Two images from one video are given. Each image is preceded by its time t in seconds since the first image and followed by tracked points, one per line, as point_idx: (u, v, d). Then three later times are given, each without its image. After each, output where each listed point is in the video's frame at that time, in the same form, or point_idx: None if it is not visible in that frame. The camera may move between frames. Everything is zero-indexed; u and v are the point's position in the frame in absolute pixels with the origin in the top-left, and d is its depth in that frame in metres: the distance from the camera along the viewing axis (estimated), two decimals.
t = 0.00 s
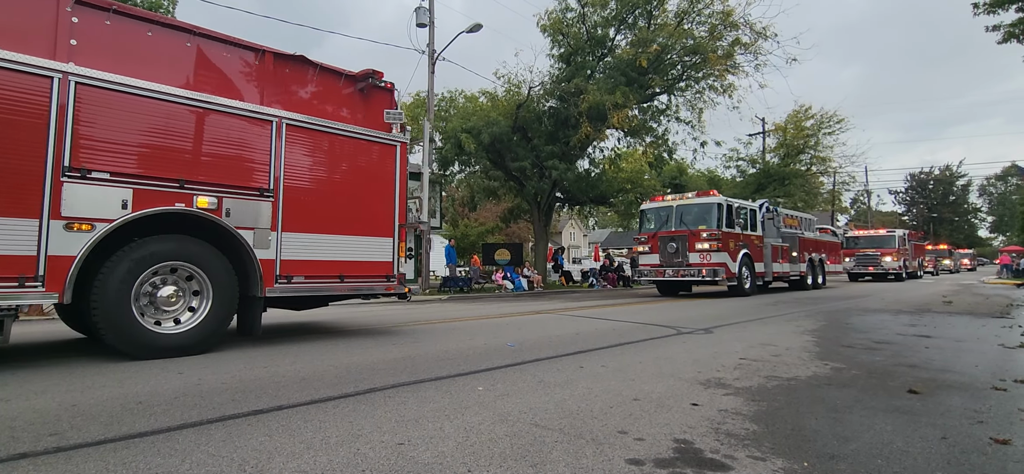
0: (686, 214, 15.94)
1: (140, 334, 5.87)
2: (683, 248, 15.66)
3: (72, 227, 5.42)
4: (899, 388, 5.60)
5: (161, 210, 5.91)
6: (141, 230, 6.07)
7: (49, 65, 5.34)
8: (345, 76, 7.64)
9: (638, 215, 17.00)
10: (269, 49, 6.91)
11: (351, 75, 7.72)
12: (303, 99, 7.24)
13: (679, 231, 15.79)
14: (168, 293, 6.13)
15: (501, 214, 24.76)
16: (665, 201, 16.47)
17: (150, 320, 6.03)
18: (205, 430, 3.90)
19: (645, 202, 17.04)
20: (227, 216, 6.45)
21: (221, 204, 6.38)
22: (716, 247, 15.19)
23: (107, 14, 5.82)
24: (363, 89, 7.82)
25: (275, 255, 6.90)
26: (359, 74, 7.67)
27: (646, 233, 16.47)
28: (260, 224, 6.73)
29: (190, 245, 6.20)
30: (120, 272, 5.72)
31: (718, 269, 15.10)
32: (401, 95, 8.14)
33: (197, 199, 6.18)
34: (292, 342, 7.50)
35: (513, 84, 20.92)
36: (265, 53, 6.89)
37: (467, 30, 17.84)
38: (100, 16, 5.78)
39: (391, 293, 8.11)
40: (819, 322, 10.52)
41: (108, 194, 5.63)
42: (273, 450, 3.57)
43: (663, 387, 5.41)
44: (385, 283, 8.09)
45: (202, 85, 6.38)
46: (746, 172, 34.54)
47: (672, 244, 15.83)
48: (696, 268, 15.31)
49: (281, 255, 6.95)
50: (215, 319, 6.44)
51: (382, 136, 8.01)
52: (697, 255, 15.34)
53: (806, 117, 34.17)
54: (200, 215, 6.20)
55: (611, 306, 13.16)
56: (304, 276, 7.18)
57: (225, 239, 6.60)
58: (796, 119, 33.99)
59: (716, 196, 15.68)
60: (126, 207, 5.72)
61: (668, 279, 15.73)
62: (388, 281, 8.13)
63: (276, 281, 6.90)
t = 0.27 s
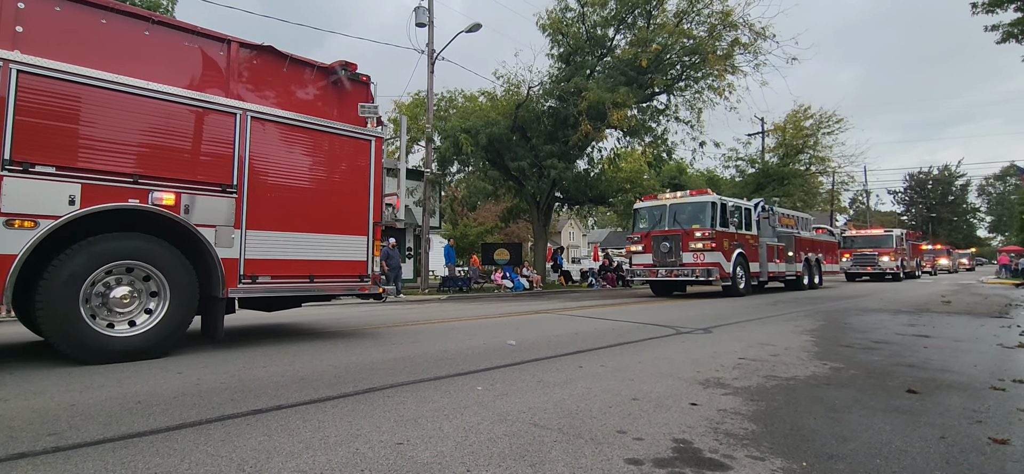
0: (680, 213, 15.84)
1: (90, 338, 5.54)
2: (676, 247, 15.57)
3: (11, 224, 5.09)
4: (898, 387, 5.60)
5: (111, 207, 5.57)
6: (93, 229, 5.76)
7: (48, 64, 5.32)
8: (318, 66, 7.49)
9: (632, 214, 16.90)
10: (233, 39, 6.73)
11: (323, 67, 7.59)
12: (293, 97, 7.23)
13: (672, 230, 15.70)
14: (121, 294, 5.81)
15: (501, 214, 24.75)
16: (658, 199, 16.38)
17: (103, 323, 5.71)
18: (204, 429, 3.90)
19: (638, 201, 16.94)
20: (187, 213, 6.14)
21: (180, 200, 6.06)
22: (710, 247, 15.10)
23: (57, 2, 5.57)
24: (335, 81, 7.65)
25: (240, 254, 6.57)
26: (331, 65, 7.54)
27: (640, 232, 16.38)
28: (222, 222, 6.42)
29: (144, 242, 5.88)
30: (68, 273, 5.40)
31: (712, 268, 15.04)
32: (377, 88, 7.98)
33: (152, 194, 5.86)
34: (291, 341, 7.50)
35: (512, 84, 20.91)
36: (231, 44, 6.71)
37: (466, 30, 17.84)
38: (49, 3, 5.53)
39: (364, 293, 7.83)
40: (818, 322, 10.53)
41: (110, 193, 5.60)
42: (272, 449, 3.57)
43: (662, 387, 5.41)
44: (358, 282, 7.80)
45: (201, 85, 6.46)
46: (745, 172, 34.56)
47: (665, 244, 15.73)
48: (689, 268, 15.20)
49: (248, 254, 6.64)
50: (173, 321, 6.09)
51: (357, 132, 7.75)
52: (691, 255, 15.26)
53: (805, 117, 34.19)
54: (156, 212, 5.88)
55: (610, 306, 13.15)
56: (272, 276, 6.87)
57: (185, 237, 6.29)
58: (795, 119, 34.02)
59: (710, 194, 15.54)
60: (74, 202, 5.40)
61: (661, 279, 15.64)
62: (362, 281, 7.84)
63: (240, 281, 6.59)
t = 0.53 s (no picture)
0: (674, 212, 15.71)
1: (40, 342, 5.29)
2: (670, 247, 15.45)
3: None
4: (898, 387, 5.60)
5: (61, 203, 5.30)
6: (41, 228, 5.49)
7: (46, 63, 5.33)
8: (290, 59, 7.18)
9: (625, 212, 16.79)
10: (196, 28, 6.42)
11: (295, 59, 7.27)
12: (286, 92, 7.16)
13: (666, 229, 15.58)
14: (70, 295, 5.54)
15: (500, 214, 24.75)
16: (652, 198, 16.27)
17: (52, 325, 5.43)
18: (203, 429, 3.89)
19: (632, 199, 16.82)
20: (142, 210, 5.87)
21: (135, 196, 5.80)
22: (703, 247, 14.97)
23: None
24: (308, 73, 7.36)
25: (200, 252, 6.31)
26: (303, 56, 7.23)
27: (633, 231, 16.26)
28: (181, 219, 6.16)
29: (95, 240, 5.61)
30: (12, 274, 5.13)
31: (706, 268, 14.88)
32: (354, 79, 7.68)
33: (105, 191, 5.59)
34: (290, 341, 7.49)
35: (512, 83, 20.90)
36: (194, 33, 6.41)
37: (465, 29, 17.82)
38: None
39: (337, 294, 7.53)
40: (818, 321, 10.54)
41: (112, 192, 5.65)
42: (272, 449, 3.56)
43: (662, 386, 5.41)
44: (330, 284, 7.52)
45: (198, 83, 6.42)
46: (745, 172, 34.58)
47: (658, 243, 15.59)
48: (683, 268, 15.09)
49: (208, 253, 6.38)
50: (128, 322, 5.83)
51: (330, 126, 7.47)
52: (685, 254, 15.14)
53: (804, 117, 34.21)
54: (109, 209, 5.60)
55: (609, 306, 13.15)
56: (235, 276, 6.60)
57: (141, 234, 6.02)
58: (795, 119, 34.04)
59: (704, 193, 15.43)
60: (17, 198, 5.10)
61: (654, 279, 15.49)
62: (334, 282, 7.54)
63: (201, 281, 6.32)
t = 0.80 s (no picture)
0: (667, 211, 15.55)
1: None
2: (663, 246, 15.25)
3: None
4: (897, 387, 5.60)
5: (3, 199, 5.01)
6: None
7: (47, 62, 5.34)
8: (258, 49, 7.01)
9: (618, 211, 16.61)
10: (157, 16, 6.20)
11: (264, 50, 7.10)
12: (278, 90, 7.20)
13: (659, 228, 15.37)
14: (15, 296, 5.25)
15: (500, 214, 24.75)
16: (645, 197, 16.07)
17: None
18: (202, 429, 3.89)
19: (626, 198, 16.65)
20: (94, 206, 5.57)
21: (86, 192, 5.50)
22: (697, 246, 14.80)
23: None
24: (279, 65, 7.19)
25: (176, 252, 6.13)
26: (273, 47, 7.07)
27: (626, 230, 16.03)
28: (138, 215, 5.86)
29: (38, 236, 5.33)
30: None
31: (699, 268, 14.74)
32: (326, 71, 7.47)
33: (53, 186, 5.30)
34: (289, 341, 7.48)
35: (511, 83, 20.90)
36: (156, 23, 6.19)
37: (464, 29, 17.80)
38: None
39: (309, 294, 7.25)
40: (817, 321, 10.54)
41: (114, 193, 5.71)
42: (271, 449, 3.56)
43: (661, 386, 5.42)
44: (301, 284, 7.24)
45: (197, 81, 6.47)
46: (744, 172, 34.58)
47: (651, 243, 15.41)
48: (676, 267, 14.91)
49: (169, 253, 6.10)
50: (80, 320, 5.55)
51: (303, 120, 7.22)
52: (678, 254, 14.98)
53: (803, 117, 34.22)
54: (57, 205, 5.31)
55: (608, 305, 13.14)
56: (198, 277, 6.33)
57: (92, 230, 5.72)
58: (794, 119, 34.06)
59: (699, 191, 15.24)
60: None
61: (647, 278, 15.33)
62: (305, 282, 7.25)
63: (159, 281, 6.02)
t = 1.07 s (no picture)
0: (660, 210, 15.35)
1: None
2: (657, 246, 15.07)
3: None
4: (896, 387, 5.60)
5: None
6: None
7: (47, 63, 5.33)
8: (226, 39, 6.77)
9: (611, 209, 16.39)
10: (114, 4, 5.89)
11: (231, 40, 6.84)
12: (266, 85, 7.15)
13: (652, 227, 15.21)
14: None
15: (499, 213, 24.75)
16: (637, 195, 15.86)
17: None
18: (202, 429, 3.89)
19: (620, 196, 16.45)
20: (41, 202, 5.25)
21: (32, 188, 5.19)
22: (691, 245, 14.60)
23: None
24: (247, 56, 6.96)
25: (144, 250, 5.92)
26: (241, 37, 6.84)
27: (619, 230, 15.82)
28: (90, 213, 5.57)
29: None
30: None
31: (693, 268, 14.55)
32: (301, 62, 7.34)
33: None
34: (288, 340, 7.49)
35: (511, 83, 20.93)
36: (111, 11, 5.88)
37: (463, 28, 17.78)
38: None
39: (277, 295, 7.00)
40: (816, 321, 10.55)
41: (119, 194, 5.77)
42: (271, 449, 3.56)
43: (661, 385, 5.42)
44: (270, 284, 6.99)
45: (197, 81, 6.51)
46: (743, 172, 34.60)
47: (644, 242, 15.21)
48: (669, 267, 14.71)
49: (127, 251, 5.83)
50: (28, 320, 5.30)
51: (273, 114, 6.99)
52: (671, 253, 14.78)
53: (803, 117, 34.23)
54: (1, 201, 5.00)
55: (607, 305, 13.16)
56: (158, 277, 6.06)
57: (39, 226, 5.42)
58: (794, 119, 34.09)
59: (692, 190, 15.04)
60: None
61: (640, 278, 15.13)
62: (274, 283, 7.00)
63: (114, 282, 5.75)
